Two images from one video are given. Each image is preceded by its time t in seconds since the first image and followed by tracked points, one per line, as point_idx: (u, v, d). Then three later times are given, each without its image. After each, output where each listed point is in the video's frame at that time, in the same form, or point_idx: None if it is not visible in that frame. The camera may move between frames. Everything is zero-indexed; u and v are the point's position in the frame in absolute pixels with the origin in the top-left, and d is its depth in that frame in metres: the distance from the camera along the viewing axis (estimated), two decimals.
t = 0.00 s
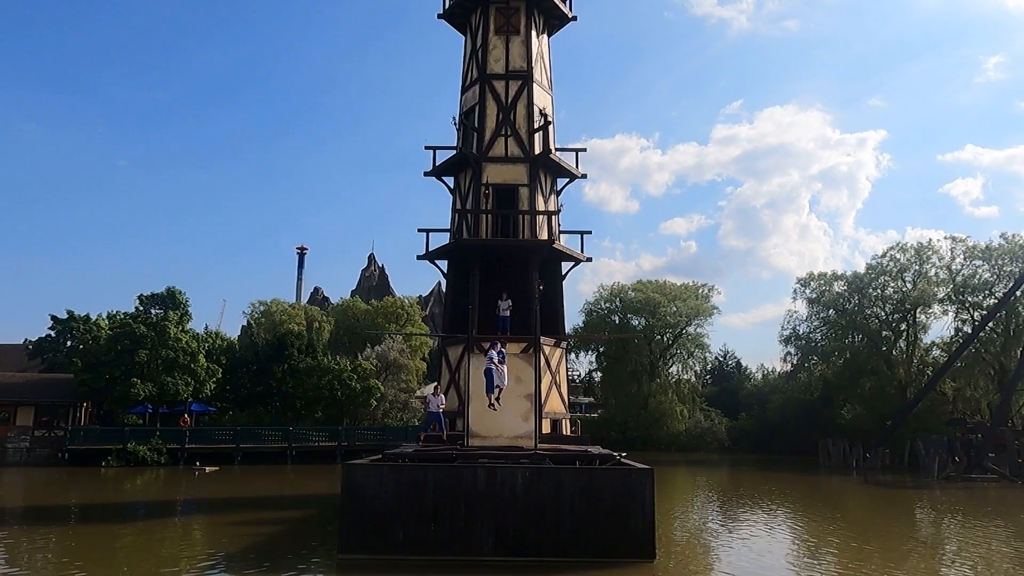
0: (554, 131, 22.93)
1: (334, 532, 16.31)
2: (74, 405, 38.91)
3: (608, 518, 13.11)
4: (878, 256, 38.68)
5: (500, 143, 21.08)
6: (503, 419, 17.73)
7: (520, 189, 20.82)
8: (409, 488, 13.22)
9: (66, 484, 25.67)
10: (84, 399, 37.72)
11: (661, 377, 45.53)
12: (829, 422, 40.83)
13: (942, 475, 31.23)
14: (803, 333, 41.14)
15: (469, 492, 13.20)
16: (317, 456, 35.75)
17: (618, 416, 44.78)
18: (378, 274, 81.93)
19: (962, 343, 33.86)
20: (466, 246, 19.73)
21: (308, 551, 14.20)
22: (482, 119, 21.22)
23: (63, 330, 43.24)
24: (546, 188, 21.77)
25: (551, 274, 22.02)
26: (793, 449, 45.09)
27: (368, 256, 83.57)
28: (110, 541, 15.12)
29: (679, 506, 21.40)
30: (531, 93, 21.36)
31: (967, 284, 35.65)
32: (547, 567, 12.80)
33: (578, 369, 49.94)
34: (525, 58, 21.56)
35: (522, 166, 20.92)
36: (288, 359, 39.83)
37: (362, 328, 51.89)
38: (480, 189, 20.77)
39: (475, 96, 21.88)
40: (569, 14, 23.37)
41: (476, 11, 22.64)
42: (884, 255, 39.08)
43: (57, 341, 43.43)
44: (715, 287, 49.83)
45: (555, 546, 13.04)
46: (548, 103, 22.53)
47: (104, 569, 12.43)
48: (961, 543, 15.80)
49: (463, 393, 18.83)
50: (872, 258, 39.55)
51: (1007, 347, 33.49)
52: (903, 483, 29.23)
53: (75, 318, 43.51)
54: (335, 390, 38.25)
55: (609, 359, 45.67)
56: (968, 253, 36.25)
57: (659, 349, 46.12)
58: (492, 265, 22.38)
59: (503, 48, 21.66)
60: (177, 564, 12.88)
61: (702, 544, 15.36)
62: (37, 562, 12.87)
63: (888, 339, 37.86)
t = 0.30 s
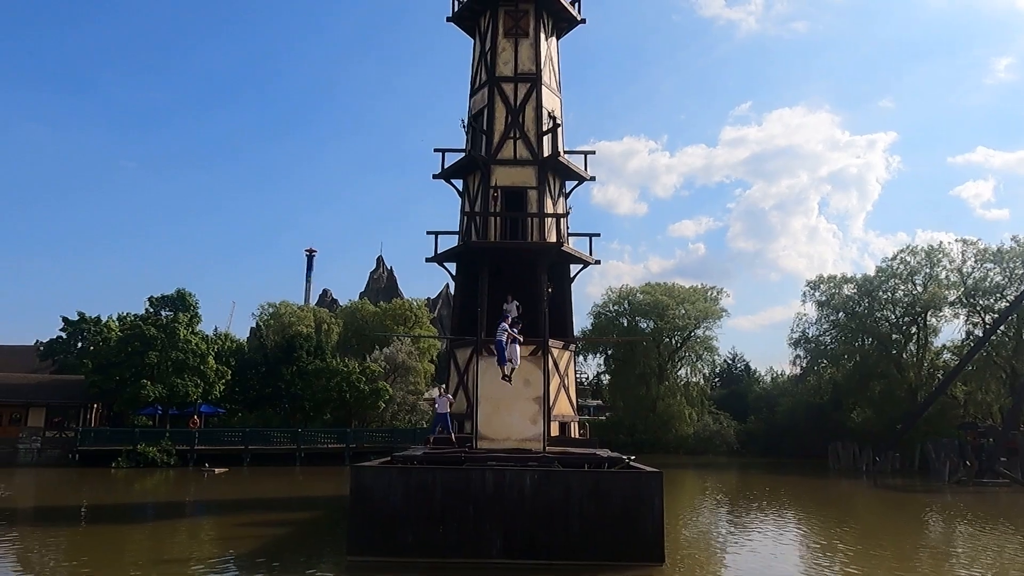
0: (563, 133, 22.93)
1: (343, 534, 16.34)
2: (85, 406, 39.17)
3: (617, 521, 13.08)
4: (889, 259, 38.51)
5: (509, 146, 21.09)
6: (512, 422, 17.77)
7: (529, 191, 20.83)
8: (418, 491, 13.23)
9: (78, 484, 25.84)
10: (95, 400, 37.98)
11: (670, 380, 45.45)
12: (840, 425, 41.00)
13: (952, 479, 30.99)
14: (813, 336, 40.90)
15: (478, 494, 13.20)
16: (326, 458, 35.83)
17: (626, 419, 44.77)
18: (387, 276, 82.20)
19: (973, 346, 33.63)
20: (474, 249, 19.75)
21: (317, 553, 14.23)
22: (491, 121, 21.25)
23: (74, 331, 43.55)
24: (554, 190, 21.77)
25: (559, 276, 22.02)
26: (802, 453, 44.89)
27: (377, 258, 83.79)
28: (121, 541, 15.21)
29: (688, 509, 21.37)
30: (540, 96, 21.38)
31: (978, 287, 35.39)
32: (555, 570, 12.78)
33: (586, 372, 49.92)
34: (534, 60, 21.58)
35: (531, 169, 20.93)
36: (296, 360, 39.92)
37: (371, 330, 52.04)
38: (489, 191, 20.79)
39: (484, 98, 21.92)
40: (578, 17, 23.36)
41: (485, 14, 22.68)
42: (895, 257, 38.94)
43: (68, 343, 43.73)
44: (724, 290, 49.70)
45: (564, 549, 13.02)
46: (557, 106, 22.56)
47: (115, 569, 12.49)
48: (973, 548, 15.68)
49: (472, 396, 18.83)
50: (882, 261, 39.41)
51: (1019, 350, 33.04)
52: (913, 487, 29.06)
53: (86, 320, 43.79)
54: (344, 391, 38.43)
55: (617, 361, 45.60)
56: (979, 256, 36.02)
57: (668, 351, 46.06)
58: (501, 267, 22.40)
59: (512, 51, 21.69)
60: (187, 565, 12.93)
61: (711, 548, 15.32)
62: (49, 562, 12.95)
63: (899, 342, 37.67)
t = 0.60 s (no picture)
0: (568, 134, 22.92)
1: (346, 532, 16.35)
2: (89, 402, 39.29)
3: (619, 522, 13.07)
4: (894, 261, 38.41)
5: (514, 145, 21.09)
6: (515, 422, 17.78)
7: (533, 191, 20.83)
8: (421, 490, 13.25)
9: (81, 480, 25.91)
10: (99, 396, 38.10)
11: (673, 381, 45.41)
12: (843, 427, 40.78)
13: (956, 483, 30.85)
14: (817, 339, 40.81)
15: (480, 494, 13.21)
16: (329, 456, 35.88)
17: (629, 420, 44.74)
18: (391, 275, 82.31)
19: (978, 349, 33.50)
20: (479, 248, 19.76)
21: (320, 551, 14.23)
22: (496, 121, 21.25)
23: (79, 328, 43.66)
24: (559, 190, 21.76)
25: (563, 277, 22.01)
26: (806, 455, 44.77)
27: (381, 257, 83.85)
28: (123, 538, 15.23)
29: (690, 511, 21.33)
30: (545, 96, 21.37)
31: (984, 291, 35.25)
32: (557, 570, 12.75)
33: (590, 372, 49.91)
34: (540, 60, 21.57)
35: (536, 169, 20.93)
36: (300, 359, 40.00)
37: (375, 329, 52.13)
38: (494, 191, 20.79)
39: (489, 98, 21.92)
40: (584, 17, 23.34)
41: (491, 14, 22.69)
42: (900, 260, 38.84)
43: (73, 339, 43.85)
44: (728, 291, 49.63)
45: (566, 549, 13.02)
46: (562, 106, 22.54)
47: (118, 566, 12.51)
48: (976, 552, 15.62)
49: (475, 395, 18.85)
50: (888, 263, 39.31)
51: None
52: (917, 491, 28.94)
53: (91, 317, 43.88)
54: (347, 390, 38.45)
55: (621, 362, 45.60)
56: (985, 259, 35.88)
57: (671, 352, 46.02)
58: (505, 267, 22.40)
59: (518, 51, 21.68)
60: (190, 563, 12.93)
61: (713, 550, 15.31)
62: (51, 558, 12.96)
63: (903, 345, 37.54)
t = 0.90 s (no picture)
0: (570, 127, 22.87)
1: (346, 524, 16.38)
2: (90, 393, 39.36)
3: (618, 516, 13.10)
4: (895, 257, 38.40)
5: (516, 138, 21.05)
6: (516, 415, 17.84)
7: (535, 184, 20.80)
8: (420, 482, 13.28)
9: (82, 470, 25.95)
10: (100, 387, 38.15)
11: (673, 375, 45.44)
12: (843, 423, 40.78)
13: (954, 479, 30.89)
14: (818, 334, 40.83)
15: (480, 486, 13.23)
16: (329, 448, 35.94)
17: (629, 414, 44.78)
18: (392, 267, 82.25)
19: (979, 345, 33.52)
20: (480, 241, 19.74)
21: (320, 542, 14.28)
22: (498, 114, 21.20)
23: (80, 319, 43.69)
24: (561, 183, 21.73)
25: (564, 271, 22.00)
26: (805, 450, 44.80)
27: (382, 249, 83.80)
28: (124, 528, 15.27)
29: (690, 505, 21.36)
30: (548, 88, 21.31)
31: (985, 287, 35.26)
32: (557, 563, 12.77)
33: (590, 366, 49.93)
34: (543, 53, 21.49)
35: (537, 162, 20.89)
36: (301, 350, 40.04)
37: (376, 322, 52.16)
38: (495, 184, 20.76)
39: (491, 90, 21.85)
40: (587, 10, 23.25)
41: (493, 6, 22.59)
42: (901, 255, 38.82)
43: (74, 329, 43.90)
44: (730, 286, 49.61)
45: (565, 542, 13.04)
46: (565, 99, 22.46)
47: (119, 556, 12.55)
48: (975, 549, 15.64)
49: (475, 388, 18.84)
50: (889, 259, 39.30)
51: None
52: (916, 486, 28.95)
53: (92, 307, 43.90)
54: (348, 382, 38.50)
55: (621, 356, 45.62)
56: (987, 255, 35.84)
57: (671, 347, 46.04)
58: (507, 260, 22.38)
59: (520, 43, 21.61)
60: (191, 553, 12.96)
61: (713, 544, 15.32)
62: (52, 548, 12.99)
63: (904, 340, 37.53)
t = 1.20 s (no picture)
0: (570, 110, 22.73)
1: (348, 508, 16.48)
2: (92, 378, 39.45)
3: (618, 499, 13.16)
4: (896, 241, 38.32)
5: (516, 122, 20.94)
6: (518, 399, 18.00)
7: (535, 168, 20.73)
8: (421, 466, 13.34)
9: (85, 455, 26.04)
10: (102, 372, 38.23)
11: (673, 359, 45.53)
12: (842, 406, 40.89)
13: (954, 462, 31.09)
14: (818, 317, 40.86)
15: (481, 470, 13.29)
16: (331, 432, 36.09)
17: (630, 397, 44.91)
18: (392, 252, 82.14)
19: (979, 328, 33.55)
20: (480, 226, 19.70)
21: (323, 526, 14.37)
22: (498, 97, 21.06)
23: (80, 304, 43.69)
24: (561, 167, 21.65)
25: (565, 254, 21.95)
26: (805, 433, 44.96)
27: (382, 233, 83.67)
28: (128, 512, 15.35)
29: (689, 488, 21.47)
30: (548, 71, 21.16)
31: (986, 270, 35.23)
32: (558, 546, 12.84)
33: (590, 350, 50.01)
34: (542, 35, 21.29)
35: (537, 146, 20.80)
36: (302, 335, 40.09)
37: (376, 306, 52.17)
38: (495, 167, 20.69)
39: (491, 73, 21.70)
40: None
41: None
42: (902, 238, 38.75)
43: (75, 315, 43.93)
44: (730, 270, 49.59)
45: (566, 525, 13.12)
46: (564, 82, 22.31)
47: (122, 540, 12.61)
48: (973, 530, 15.73)
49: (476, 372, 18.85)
50: (889, 242, 39.23)
51: None
52: (916, 468, 29.09)
53: (92, 293, 43.90)
54: (349, 366, 38.59)
55: (622, 340, 45.66)
56: (988, 238, 35.76)
57: (672, 330, 46.09)
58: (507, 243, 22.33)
59: (520, 25, 21.41)
60: (194, 537, 13.04)
61: (712, 526, 15.42)
62: (56, 532, 13.05)
63: (904, 323, 37.55)
